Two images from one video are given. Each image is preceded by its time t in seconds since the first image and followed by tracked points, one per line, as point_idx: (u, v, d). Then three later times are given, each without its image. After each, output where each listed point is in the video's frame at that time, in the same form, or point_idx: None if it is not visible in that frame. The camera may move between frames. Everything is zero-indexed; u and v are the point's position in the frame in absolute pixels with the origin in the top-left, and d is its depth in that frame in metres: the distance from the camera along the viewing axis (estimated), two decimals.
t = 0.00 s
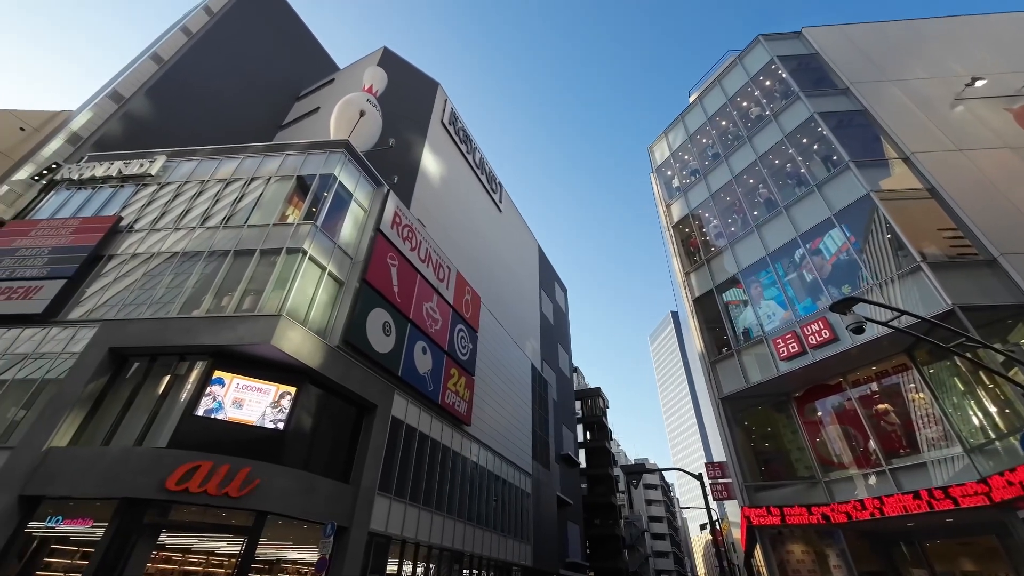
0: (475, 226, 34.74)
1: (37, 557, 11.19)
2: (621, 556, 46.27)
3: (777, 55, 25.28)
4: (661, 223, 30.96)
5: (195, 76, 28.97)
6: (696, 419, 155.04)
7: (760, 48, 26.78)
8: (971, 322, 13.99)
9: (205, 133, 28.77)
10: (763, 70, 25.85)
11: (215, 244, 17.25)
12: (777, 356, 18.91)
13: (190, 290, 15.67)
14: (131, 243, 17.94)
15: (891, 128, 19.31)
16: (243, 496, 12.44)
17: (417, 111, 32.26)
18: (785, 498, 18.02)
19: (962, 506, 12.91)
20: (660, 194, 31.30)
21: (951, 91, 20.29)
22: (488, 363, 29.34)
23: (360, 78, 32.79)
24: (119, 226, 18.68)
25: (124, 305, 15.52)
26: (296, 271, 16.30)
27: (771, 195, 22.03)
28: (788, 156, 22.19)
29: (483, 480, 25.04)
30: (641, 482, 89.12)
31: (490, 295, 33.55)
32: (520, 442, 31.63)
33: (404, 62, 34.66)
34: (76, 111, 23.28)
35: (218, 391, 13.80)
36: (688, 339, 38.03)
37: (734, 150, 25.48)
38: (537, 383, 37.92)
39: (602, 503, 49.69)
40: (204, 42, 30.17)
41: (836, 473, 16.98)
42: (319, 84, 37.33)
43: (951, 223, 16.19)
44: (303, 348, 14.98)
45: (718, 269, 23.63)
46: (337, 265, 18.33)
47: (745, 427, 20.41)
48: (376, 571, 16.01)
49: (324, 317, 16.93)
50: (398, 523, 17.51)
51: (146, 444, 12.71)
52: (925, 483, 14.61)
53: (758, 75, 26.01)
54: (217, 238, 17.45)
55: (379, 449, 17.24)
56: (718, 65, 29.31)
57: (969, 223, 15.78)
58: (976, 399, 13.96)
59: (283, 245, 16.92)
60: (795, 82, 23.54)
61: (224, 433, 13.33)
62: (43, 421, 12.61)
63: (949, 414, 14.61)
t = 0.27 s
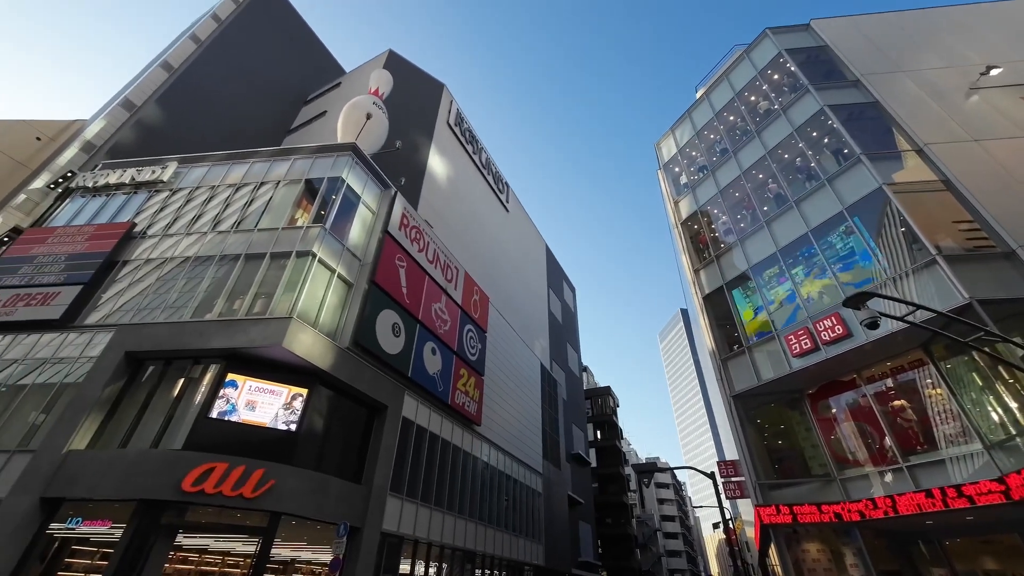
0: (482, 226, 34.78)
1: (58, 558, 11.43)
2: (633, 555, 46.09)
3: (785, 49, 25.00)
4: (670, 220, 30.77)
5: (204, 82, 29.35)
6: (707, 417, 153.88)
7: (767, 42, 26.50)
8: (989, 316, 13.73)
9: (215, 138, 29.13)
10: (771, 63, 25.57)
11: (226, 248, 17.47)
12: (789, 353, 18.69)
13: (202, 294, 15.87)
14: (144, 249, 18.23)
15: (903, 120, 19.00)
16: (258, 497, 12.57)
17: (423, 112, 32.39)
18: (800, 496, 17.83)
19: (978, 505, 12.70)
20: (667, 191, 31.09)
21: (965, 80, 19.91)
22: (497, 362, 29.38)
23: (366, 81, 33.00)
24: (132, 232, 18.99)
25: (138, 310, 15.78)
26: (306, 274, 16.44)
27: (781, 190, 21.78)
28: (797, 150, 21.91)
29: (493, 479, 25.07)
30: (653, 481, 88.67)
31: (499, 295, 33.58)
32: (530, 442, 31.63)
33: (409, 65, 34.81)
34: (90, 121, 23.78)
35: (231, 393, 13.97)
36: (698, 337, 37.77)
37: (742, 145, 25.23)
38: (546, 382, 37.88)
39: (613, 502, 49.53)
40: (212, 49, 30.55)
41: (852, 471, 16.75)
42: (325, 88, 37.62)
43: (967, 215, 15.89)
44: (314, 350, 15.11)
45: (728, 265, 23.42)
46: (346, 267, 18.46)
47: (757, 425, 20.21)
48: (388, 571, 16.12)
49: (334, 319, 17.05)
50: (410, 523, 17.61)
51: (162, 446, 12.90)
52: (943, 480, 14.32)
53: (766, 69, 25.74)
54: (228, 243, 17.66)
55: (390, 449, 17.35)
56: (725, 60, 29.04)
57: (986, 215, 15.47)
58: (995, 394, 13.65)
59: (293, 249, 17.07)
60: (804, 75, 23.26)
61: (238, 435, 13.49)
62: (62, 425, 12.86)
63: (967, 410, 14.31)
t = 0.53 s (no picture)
0: (490, 226, 34.81)
1: (81, 558, 11.69)
2: (647, 554, 45.83)
3: (794, 41, 24.67)
4: (679, 217, 30.53)
5: (214, 89, 29.75)
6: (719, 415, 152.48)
7: (776, 35, 26.17)
8: (1010, 309, 13.43)
9: (225, 144, 29.51)
10: (779, 56, 25.25)
11: (238, 252, 17.70)
12: (803, 349, 18.45)
13: (216, 298, 16.10)
14: (158, 254, 18.53)
15: (917, 111, 18.65)
16: (272, 498, 12.72)
17: (430, 114, 32.50)
18: (815, 494, 17.58)
19: (997, 503, 12.44)
20: (676, 188, 30.86)
21: (981, 68, 19.46)
22: (507, 362, 29.40)
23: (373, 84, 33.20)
24: (147, 238, 19.32)
25: (154, 314, 16.05)
26: (316, 277, 16.58)
27: (792, 184, 21.50)
28: (808, 144, 21.62)
29: (505, 479, 25.09)
30: (665, 480, 88.10)
31: (507, 295, 33.59)
32: (541, 441, 31.60)
33: (415, 67, 34.95)
34: (104, 129, 24.31)
35: (245, 395, 14.13)
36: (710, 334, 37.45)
37: (752, 139, 24.95)
38: (556, 381, 37.82)
39: (625, 501, 49.29)
40: (221, 56, 30.95)
41: (869, 468, 16.50)
42: (333, 92, 37.91)
43: (984, 206, 15.55)
44: (325, 352, 15.24)
45: (739, 262, 23.18)
46: (356, 270, 18.60)
47: (771, 422, 19.98)
48: (402, 570, 16.21)
49: (345, 321, 17.19)
50: (423, 523, 17.69)
51: (179, 447, 13.14)
52: (964, 477, 14.00)
53: (775, 62, 25.42)
54: (240, 247, 17.90)
55: (402, 450, 17.44)
56: (733, 54, 28.74)
57: (1005, 206, 15.12)
58: (1017, 389, 13.30)
59: (304, 252, 17.24)
60: (814, 67, 22.93)
61: (253, 436, 13.66)
62: (82, 428, 13.14)
63: (988, 405, 13.97)
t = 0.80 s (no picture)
0: (499, 226, 34.83)
1: (104, 559, 11.95)
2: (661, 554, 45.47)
3: (804, 32, 24.32)
4: (688, 213, 30.26)
5: (225, 96, 30.16)
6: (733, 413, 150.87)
7: (785, 26, 25.81)
8: None
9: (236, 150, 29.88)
10: (789, 48, 24.90)
11: (250, 256, 17.93)
12: (818, 345, 18.17)
13: (230, 302, 16.34)
14: (173, 260, 18.84)
15: (933, 100, 18.25)
16: (288, 498, 12.87)
17: (437, 115, 32.62)
18: (832, 492, 17.37)
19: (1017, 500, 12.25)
20: (685, 184, 30.59)
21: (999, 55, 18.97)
22: (518, 362, 29.39)
23: (381, 87, 33.43)
24: (162, 244, 19.65)
25: (170, 319, 16.32)
26: (327, 279, 16.74)
27: (804, 178, 21.18)
28: (820, 136, 21.28)
29: (518, 478, 25.10)
30: (679, 479, 87.39)
31: (517, 294, 33.57)
32: (553, 440, 31.54)
33: (422, 69, 35.09)
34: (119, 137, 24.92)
35: (260, 397, 14.31)
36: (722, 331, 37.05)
37: (762, 133, 24.63)
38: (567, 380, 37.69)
39: (638, 500, 48.96)
40: (231, 63, 31.39)
41: (888, 466, 16.20)
42: (341, 96, 38.22)
43: (1005, 196, 15.16)
44: (337, 353, 15.37)
45: (751, 257, 22.90)
46: (367, 272, 18.74)
47: (786, 419, 19.70)
48: (416, 570, 16.30)
49: (356, 322, 17.32)
50: (437, 523, 17.78)
51: (196, 449, 13.36)
52: (986, 474, 13.61)
53: (785, 54, 25.06)
54: (252, 251, 18.13)
55: (414, 450, 17.52)
56: (741, 47, 28.39)
57: None
58: None
59: (315, 255, 17.40)
60: (825, 58, 22.58)
61: (268, 438, 13.84)
62: (103, 431, 13.42)
63: (1011, 400, 13.55)
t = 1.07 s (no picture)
0: (507, 225, 34.84)
1: (126, 559, 12.20)
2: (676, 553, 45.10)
3: (814, 23, 23.93)
4: (699, 209, 29.98)
5: (235, 103, 30.60)
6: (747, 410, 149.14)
7: (795, 17, 25.42)
8: None
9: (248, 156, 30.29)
10: (799, 39, 24.53)
11: (263, 260, 18.16)
12: (833, 341, 17.89)
13: (244, 306, 16.57)
14: (188, 265, 19.16)
15: (949, 88, 17.85)
16: (304, 499, 13.00)
17: (444, 116, 32.72)
18: (851, 489, 17.09)
19: None
20: (695, 180, 30.30)
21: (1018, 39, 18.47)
22: (528, 361, 29.38)
23: (388, 90, 33.63)
24: (177, 250, 20.00)
25: (186, 323, 16.61)
26: (339, 281, 16.88)
27: (817, 170, 20.86)
28: (833, 128, 20.94)
29: (530, 478, 25.08)
30: (693, 477, 86.61)
31: (527, 294, 33.56)
32: (566, 439, 31.47)
33: (428, 71, 35.24)
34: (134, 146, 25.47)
35: (275, 399, 14.49)
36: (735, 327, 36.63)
37: (773, 126, 24.30)
38: (579, 379, 37.58)
39: (652, 499, 48.60)
40: (241, 70, 31.83)
41: (908, 462, 15.89)
42: (348, 100, 38.54)
43: None
44: (350, 355, 15.50)
45: (763, 252, 22.61)
46: (377, 274, 18.86)
47: (802, 416, 19.43)
48: (431, 569, 16.39)
49: (367, 324, 17.46)
50: (450, 522, 17.84)
51: (214, 451, 13.57)
52: (1011, 471, 13.26)
53: (795, 46, 24.70)
54: (264, 255, 18.36)
55: (427, 450, 17.61)
56: (750, 40, 28.04)
57: None
58: None
59: (326, 258, 17.57)
60: (836, 49, 22.20)
61: (284, 439, 14.02)
62: (123, 434, 13.71)
63: None
